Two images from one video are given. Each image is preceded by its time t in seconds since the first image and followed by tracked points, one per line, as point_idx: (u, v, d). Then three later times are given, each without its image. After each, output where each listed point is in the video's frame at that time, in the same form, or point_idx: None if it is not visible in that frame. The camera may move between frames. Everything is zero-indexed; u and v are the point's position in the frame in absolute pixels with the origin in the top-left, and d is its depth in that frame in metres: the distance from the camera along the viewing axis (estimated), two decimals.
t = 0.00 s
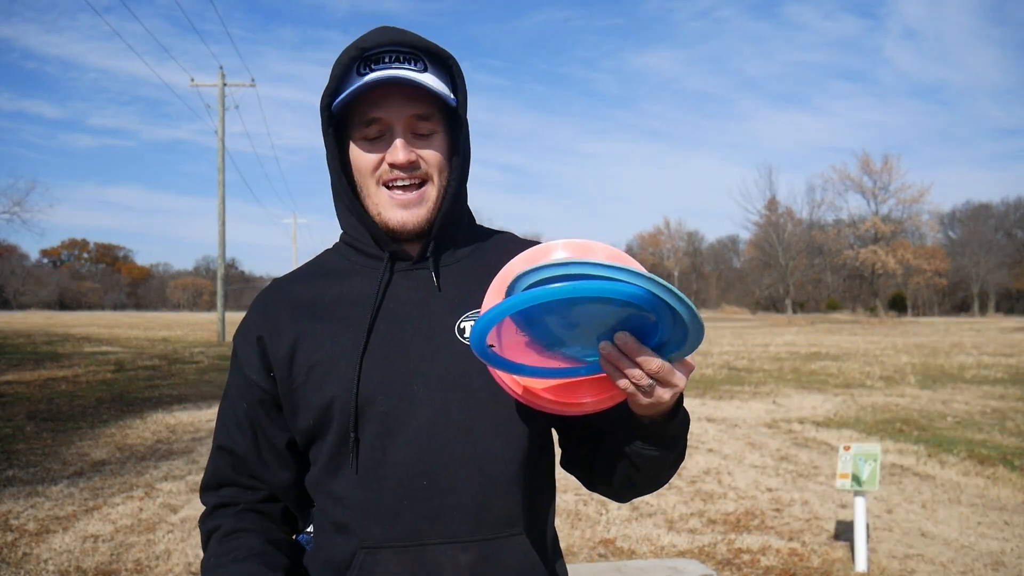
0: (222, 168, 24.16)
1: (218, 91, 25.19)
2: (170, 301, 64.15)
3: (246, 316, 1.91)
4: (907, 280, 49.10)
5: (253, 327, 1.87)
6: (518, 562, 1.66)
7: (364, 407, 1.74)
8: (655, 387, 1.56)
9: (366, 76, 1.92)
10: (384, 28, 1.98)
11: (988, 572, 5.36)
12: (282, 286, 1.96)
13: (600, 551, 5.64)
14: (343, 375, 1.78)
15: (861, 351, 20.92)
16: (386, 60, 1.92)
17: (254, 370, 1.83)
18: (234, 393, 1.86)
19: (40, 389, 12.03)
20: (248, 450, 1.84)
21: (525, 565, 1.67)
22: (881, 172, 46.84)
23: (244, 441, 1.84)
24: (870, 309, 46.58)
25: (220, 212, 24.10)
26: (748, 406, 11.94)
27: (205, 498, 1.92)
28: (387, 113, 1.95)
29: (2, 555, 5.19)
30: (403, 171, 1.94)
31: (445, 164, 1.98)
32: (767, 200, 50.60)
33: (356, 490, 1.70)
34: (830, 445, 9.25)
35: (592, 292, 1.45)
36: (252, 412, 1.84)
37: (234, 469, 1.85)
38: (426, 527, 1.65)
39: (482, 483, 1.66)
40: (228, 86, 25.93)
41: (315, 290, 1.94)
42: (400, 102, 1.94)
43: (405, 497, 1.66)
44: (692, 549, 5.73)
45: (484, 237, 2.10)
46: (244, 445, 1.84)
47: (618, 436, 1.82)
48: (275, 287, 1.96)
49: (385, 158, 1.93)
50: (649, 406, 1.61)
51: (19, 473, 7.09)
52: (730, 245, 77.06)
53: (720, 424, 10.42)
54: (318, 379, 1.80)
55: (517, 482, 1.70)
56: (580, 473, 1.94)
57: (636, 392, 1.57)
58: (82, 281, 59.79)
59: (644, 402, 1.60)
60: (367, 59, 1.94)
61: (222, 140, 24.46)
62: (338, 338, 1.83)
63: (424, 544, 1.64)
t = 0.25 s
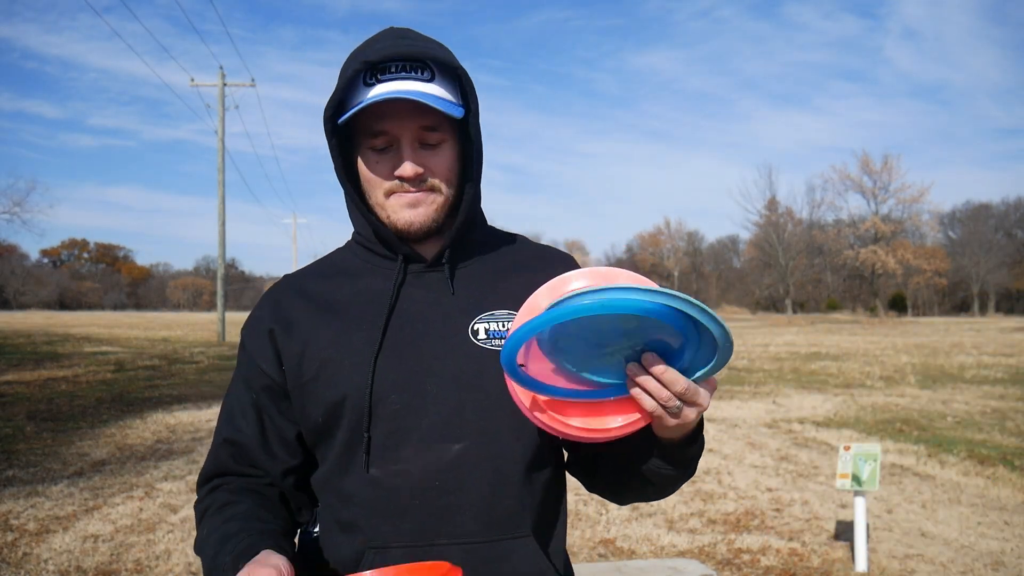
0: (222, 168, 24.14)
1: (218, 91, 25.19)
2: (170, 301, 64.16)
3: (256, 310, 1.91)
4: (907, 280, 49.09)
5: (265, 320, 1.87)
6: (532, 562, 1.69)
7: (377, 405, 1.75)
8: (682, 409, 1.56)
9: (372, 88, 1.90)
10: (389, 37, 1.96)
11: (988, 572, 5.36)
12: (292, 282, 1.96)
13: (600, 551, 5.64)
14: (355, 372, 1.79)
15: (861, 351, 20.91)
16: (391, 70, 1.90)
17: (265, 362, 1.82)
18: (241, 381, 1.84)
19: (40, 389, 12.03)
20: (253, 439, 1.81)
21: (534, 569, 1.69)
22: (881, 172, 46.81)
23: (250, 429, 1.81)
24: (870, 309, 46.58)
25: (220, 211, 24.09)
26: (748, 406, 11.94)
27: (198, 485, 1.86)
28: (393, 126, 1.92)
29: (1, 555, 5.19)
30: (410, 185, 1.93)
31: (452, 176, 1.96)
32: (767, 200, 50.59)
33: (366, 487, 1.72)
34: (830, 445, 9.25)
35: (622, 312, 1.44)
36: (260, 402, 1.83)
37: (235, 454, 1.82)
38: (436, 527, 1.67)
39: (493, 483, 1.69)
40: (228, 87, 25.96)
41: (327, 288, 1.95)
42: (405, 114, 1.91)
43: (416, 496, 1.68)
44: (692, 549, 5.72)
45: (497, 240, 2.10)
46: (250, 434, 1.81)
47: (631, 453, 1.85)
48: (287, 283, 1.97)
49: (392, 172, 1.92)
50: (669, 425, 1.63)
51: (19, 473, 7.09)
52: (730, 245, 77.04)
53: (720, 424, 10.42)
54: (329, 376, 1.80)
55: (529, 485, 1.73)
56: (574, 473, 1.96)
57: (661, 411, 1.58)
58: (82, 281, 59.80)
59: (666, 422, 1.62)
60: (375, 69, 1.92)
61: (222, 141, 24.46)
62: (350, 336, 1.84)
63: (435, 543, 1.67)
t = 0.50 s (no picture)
0: (223, 168, 24.12)
1: (218, 90, 25.19)
2: (170, 301, 64.17)
3: (265, 302, 1.89)
4: (907, 280, 49.08)
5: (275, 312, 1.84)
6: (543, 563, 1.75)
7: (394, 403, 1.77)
8: (718, 429, 1.58)
9: (397, 80, 1.90)
10: (412, 31, 1.97)
11: (987, 572, 5.36)
12: (302, 275, 1.94)
13: (600, 551, 5.64)
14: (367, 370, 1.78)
15: (861, 351, 20.89)
16: (417, 63, 1.91)
17: (273, 356, 1.80)
18: (246, 374, 1.81)
19: (40, 389, 12.03)
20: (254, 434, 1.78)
21: (544, 569, 1.75)
22: (881, 172, 46.80)
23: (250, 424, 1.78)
24: (870, 309, 46.56)
25: (220, 211, 24.09)
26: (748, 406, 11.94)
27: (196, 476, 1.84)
28: (417, 117, 1.94)
29: (1, 555, 5.19)
30: (434, 178, 1.94)
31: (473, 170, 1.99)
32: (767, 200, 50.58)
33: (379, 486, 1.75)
34: (830, 445, 9.25)
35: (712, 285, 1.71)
36: (263, 396, 1.80)
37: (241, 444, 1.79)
38: (453, 527, 1.72)
39: (507, 483, 1.73)
40: (228, 86, 25.95)
41: (338, 282, 1.93)
42: (432, 107, 1.94)
43: (433, 495, 1.71)
44: (692, 549, 5.72)
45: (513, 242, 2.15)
46: (247, 430, 1.78)
47: (637, 480, 1.91)
48: (297, 276, 1.95)
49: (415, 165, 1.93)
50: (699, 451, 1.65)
51: (19, 473, 7.08)
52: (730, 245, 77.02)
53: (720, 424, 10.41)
54: (341, 372, 1.79)
55: (542, 486, 1.78)
56: (574, 476, 2.02)
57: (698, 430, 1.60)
58: (82, 281, 59.79)
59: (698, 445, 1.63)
60: (399, 62, 1.93)
61: (222, 140, 24.43)
62: (363, 331, 1.84)
63: (450, 543, 1.71)
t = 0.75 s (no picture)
0: (223, 168, 24.11)
1: (218, 90, 25.19)
2: (170, 301, 64.20)
3: (278, 296, 1.87)
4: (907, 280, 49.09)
5: (287, 307, 1.83)
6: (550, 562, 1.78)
7: (407, 400, 1.78)
8: (687, 517, 1.59)
9: (433, 73, 1.90)
10: (444, 25, 1.97)
11: (987, 572, 5.36)
12: (315, 269, 1.93)
13: (600, 551, 5.64)
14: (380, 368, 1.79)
15: (861, 351, 20.90)
16: (452, 56, 1.91)
17: (286, 351, 1.79)
18: (257, 368, 1.80)
19: (40, 389, 12.03)
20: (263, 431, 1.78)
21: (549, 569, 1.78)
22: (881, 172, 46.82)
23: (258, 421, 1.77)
24: (869, 308, 46.56)
25: (220, 211, 24.09)
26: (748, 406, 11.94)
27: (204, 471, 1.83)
28: (450, 109, 1.95)
29: (1, 555, 5.19)
30: (464, 170, 1.95)
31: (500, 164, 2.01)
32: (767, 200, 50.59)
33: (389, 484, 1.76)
34: (830, 445, 9.25)
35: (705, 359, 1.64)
36: (271, 392, 1.78)
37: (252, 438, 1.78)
38: (462, 528, 1.72)
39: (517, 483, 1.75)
40: (228, 86, 25.98)
41: (352, 277, 1.92)
42: (465, 101, 1.95)
43: (444, 495, 1.72)
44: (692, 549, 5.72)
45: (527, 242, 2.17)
46: (254, 426, 1.78)
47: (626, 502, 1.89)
48: (311, 270, 1.93)
49: (448, 156, 1.93)
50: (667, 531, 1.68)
51: (19, 473, 7.08)
52: (730, 245, 77.03)
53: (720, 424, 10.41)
54: (356, 369, 1.79)
55: (550, 487, 1.80)
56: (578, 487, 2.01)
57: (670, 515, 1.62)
58: (82, 281, 59.82)
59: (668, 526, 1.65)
60: (433, 54, 1.92)
61: (222, 140, 24.44)
62: (376, 327, 1.83)
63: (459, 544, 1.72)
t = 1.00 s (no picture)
0: (223, 167, 24.10)
1: (218, 90, 25.18)
2: (170, 301, 64.19)
3: (282, 294, 1.88)
4: (907, 280, 49.09)
5: (291, 307, 1.83)
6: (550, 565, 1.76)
7: (408, 400, 1.78)
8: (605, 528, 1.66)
9: (453, 68, 1.88)
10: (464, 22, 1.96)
11: (987, 572, 5.36)
12: (320, 269, 1.94)
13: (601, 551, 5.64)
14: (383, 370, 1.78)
15: (861, 351, 20.90)
16: (473, 52, 1.90)
17: (288, 351, 1.80)
18: (261, 366, 1.80)
19: (40, 389, 12.03)
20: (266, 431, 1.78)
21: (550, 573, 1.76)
22: (880, 172, 46.83)
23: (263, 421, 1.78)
24: (869, 308, 46.56)
25: (219, 211, 24.08)
26: (749, 406, 11.94)
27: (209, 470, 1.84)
28: (469, 106, 1.93)
29: (1, 555, 5.19)
30: (480, 167, 1.92)
31: (513, 164, 2.00)
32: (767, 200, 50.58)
33: (387, 486, 1.76)
34: (830, 445, 9.25)
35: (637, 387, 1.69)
36: (275, 392, 1.79)
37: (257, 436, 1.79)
38: (464, 531, 1.71)
39: (517, 484, 1.74)
40: (227, 86, 25.98)
41: (357, 277, 1.92)
42: (484, 98, 1.94)
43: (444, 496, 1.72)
44: (692, 549, 5.72)
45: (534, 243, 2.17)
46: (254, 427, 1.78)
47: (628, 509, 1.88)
48: (316, 269, 1.93)
49: (465, 152, 1.91)
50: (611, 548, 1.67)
51: (19, 473, 7.08)
52: (730, 245, 77.08)
53: (720, 424, 10.42)
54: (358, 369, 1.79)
55: (549, 490, 1.80)
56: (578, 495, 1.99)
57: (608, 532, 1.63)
58: (82, 281, 59.83)
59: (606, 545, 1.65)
60: (453, 50, 1.90)
61: (222, 140, 24.44)
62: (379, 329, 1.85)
63: (461, 547, 1.70)
